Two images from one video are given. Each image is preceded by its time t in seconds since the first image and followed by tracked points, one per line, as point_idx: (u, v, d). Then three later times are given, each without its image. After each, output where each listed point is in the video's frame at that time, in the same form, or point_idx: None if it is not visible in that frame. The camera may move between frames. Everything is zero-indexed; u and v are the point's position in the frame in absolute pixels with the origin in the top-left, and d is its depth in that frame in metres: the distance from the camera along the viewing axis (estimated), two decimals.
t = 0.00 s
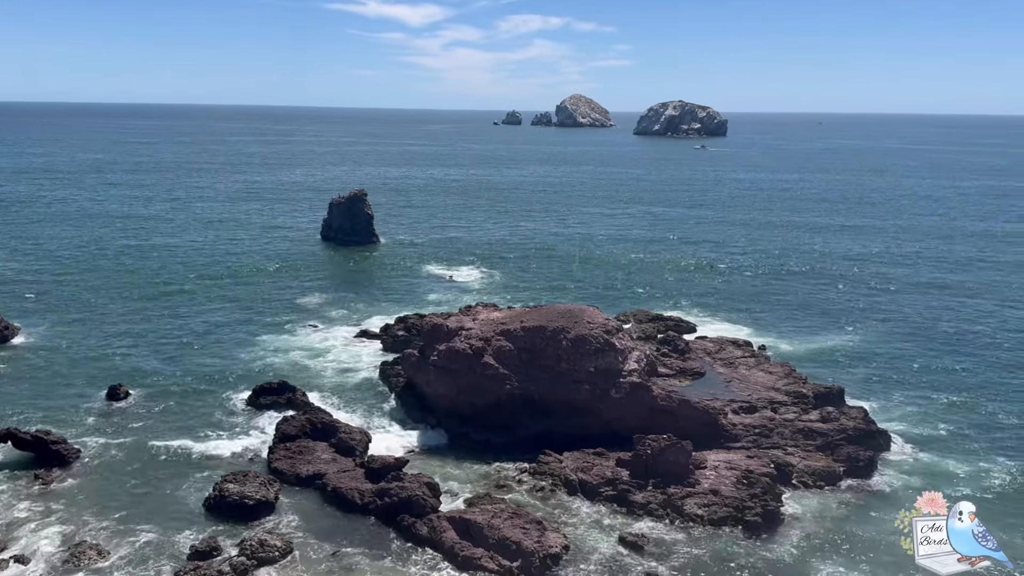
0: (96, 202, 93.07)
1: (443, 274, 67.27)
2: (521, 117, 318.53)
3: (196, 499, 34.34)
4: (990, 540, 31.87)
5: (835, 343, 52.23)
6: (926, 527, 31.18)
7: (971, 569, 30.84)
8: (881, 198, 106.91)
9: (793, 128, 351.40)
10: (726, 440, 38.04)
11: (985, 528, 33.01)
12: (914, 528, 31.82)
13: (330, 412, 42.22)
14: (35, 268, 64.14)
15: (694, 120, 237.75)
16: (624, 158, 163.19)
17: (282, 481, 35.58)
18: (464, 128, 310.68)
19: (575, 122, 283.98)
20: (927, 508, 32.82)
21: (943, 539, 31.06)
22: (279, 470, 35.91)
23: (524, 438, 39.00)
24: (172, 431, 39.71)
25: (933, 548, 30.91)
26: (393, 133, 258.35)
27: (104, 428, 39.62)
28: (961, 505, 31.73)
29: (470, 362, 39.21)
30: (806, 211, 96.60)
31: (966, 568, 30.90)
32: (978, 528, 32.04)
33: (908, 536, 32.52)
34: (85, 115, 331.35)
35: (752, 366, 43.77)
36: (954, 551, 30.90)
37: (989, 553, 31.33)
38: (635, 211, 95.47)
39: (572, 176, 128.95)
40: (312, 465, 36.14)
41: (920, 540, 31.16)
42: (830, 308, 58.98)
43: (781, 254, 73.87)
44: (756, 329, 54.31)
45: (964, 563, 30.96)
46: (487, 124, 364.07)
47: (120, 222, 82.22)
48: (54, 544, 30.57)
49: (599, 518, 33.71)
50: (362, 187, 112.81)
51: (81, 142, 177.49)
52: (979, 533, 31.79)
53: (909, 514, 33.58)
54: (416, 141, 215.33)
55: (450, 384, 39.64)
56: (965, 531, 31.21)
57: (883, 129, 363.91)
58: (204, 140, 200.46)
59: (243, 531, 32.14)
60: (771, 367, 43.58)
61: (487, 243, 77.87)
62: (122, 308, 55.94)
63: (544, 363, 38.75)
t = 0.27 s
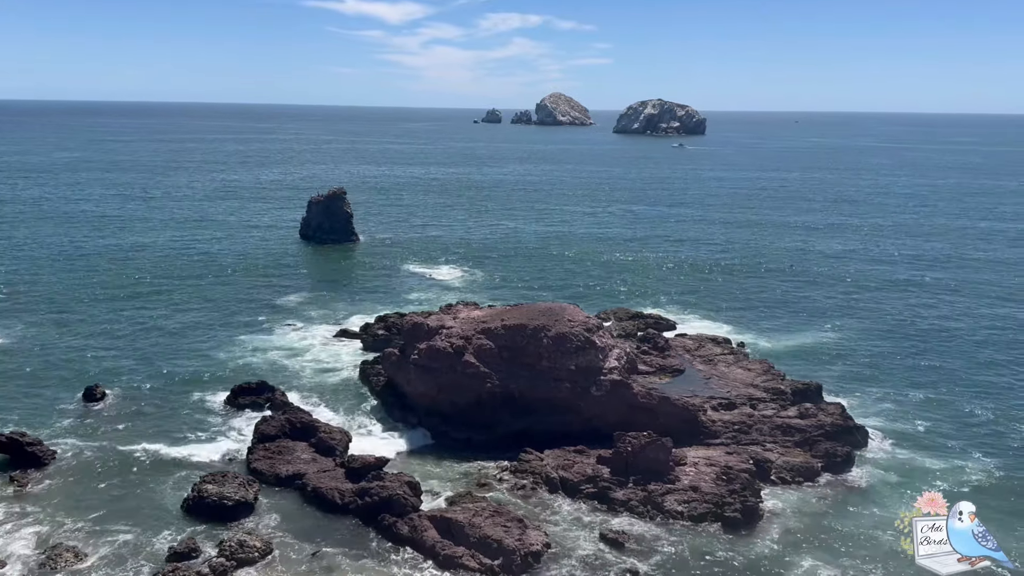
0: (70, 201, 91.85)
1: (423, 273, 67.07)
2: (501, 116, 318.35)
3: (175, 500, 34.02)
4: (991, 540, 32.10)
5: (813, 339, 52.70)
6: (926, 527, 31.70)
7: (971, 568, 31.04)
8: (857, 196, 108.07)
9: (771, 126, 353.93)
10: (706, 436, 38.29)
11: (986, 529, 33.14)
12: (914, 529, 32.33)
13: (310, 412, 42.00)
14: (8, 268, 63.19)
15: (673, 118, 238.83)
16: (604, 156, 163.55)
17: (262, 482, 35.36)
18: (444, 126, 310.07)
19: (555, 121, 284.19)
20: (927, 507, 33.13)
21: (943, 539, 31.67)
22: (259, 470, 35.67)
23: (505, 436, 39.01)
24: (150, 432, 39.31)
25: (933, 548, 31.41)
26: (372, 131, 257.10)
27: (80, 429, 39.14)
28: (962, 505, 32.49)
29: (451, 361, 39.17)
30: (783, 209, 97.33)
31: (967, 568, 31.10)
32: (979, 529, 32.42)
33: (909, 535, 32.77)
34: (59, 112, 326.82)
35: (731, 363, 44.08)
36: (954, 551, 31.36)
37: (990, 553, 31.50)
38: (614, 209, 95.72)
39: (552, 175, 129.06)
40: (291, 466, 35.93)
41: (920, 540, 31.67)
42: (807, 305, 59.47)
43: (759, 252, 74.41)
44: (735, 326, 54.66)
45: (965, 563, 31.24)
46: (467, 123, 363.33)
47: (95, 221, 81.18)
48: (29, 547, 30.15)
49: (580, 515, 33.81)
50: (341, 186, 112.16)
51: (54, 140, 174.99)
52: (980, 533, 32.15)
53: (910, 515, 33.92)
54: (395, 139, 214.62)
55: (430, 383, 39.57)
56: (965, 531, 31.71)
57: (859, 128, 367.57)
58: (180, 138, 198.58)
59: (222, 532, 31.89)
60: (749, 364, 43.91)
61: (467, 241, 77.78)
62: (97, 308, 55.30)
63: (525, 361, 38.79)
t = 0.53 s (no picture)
0: (44, 200, 90.73)
1: (403, 271, 66.89)
2: (480, 114, 318.11)
3: (153, 501, 33.70)
4: (991, 540, 31.84)
5: (791, 336, 53.21)
6: (925, 527, 31.15)
7: (971, 568, 30.90)
8: (832, 194, 109.27)
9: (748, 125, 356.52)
10: (685, 433, 38.54)
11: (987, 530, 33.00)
12: (914, 528, 31.78)
13: (290, 412, 41.78)
14: None
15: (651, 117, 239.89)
16: (583, 155, 163.92)
17: (241, 483, 35.13)
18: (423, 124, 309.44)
19: (534, 119, 284.47)
20: (927, 507, 32.95)
21: (943, 539, 31.01)
22: (238, 471, 35.44)
23: (485, 435, 39.03)
24: (127, 434, 38.92)
25: (932, 547, 30.95)
26: (351, 129, 255.95)
27: (55, 431, 38.69)
28: (961, 505, 31.44)
29: (431, 359, 39.12)
30: (761, 207, 98.16)
31: (966, 568, 30.92)
32: (978, 528, 31.85)
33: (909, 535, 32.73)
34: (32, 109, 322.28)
35: (709, 360, 44.40)
36: (954, 551, 30.95)
37: (989, 553, 31.31)
38: (594, 208, 96.06)
39: (531, 173, 129.20)
40: (270, 466, 35.75)
41: (920, 540, 31.14)
42: (784, 302, 60.05)
43: (737, 250, 74.98)
44: (714, 323, 55.07)
45: (964, 563, 31.02)
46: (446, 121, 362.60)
47: (70, 220, 80.23)
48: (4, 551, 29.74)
49: (561, 513, 33.91)
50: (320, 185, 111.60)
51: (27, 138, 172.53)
52: (979, 533, 31.63)
53: (911, 514, 33.82)
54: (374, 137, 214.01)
55: (411, 382, 39.50)
56: (965, 532, 31.03)
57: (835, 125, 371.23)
58: (156, 137, 196.56)
59: (201, 534, 31.65)
60: (728, 361, 44.25)
61: (447, 240, 77.69)
62: (73, 308, 54.68)
63: (505, 359, 38.82)
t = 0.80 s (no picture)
0: (15, 199, 89.45)
1: (382, 270, 66.70)
2: (458, 112, 317.68)
3: (129, 504, 33.35)
4: (992, 540, 31.90)
5: (768, 333, 53.66)
6: (925, 528, 31.26)
7: (971, 569, 30.89)
8: (808, 192, 110.33)
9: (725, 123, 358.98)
10: (664, 429, 38.77)
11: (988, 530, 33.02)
12: (914, 528, 31.90)
13: (268, 413, 41.53)
14: None
15: (629, 116, 240.70)
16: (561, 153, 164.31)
17: (219, 484, 34.87)
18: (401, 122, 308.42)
19: (513, 118, 284.61)
20: (927, 508, 33.05)
21: (943, 539, 31.17)
22: (215, 472, 35.18)
23: (465, 434, 39.02)
24: (102, 436, 38.49)
25: (932, 548, 30.99)
26: (329, 127, 254.49)
27: (29, 434, 38.18)
28: (962, 505, 31.81)
29: (411, 359, 39.02)
30: (737, 205, 98.94)
31: (966, 568, 30.95)
32: (978, 528, 32.05)
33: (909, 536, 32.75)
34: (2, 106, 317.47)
35: (688, 356, 44.68)
36: (954, 551, 30.97)
37: (989, 553, 31.36)
38: (572, 206, 96.35)
39: (510, 171, 129.32)
40: (248, 466, 35.52)
41: (920, 540, 31.21)
42: (761, 299, 60.58)
43: (714, 248, 75.53)
44: (692, 321, 55.45)
45: (965, 563, 31.01)
46: (424, 119, 361.76)
47: (42, 220, 79.15)
48: None
49: (541, 511, 33.98)
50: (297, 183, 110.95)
51: None
52: (980, 533, 31.79)
53: (911, 515, 33.82)
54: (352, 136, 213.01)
55: (390, 381, 39.39)
56: (965, 532, 31.25)
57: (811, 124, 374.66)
58: (130, 135, 194.33)
59: (178, 536, 31.37)
60: (706, 358, 44.56)
61: (425, 239, 77.50)
62: (46, 309, 53.97)
63: (485, 358, 38.81)
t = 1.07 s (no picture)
0: None
1: (359, 270, 66.42)
2: (436, 111, 317.17)
3: (104, 507, 32.96)
4: (991, 540, 32.02)
5: (745, 330, 54.08)
6: (926, 527, 31.57)
7: (971, 568, 31.06)
8: (783, 190, 111.31)
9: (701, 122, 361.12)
10: (642, 426, 38.95)
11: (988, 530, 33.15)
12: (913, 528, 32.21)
13: (245, 415, 41.22)
14: None
15: (606, 115, 241.32)
16: (538, 152, 164.56)
17: (195, 486, 34.56)
18: (378, 121, 307.13)
19: (490, 116, 284.53)
20: (927, 507, 33.45)
21: (943, 539, 31.49)
22: (191, 474, 34.87)
23: (445, 433, 38.96)
24: (75, 439, 37.99)
25: (932, 548, 31.25)
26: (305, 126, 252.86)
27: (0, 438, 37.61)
28: (962, 505, 32.35)
29: (389, 358, 38.88)
30: (714, 203, 99.62)
31: (966, 568, 31.06)
32: (979, 529, 32.35)
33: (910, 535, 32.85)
34: None
35: (665, 354, 44.92)
36: (954, 551, 31.30)
37: (989, 553, 31.47)
38: (549, 205, 96.53)
39: (488, 170, 129.27)
40: (225, 468, 35.21)
41: (920, 540, 31.38)
42: (737, 297, 61.08)
43: (691, 246, 76.01)
44: (669, 319, 55.75)
45: (964, 563, 31.16)
46: (401, 117, 360.61)
47: (12, 220, 77.94)
48: None
49: (520, 509, 34.01)
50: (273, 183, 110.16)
51: None
52: (980, 533, 32.07)
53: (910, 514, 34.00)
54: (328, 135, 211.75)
55: (369, 381, 39.24)
56: (965, 531, 31.70)
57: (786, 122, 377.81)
58: (102, 134, 191.78)
59: (154, 539, 31.05)
60: (683, 355, 44.82)
61: (403, 238, 77.26)
62: (17, 311, 53.18)
63: (463, 356, 38.74)
